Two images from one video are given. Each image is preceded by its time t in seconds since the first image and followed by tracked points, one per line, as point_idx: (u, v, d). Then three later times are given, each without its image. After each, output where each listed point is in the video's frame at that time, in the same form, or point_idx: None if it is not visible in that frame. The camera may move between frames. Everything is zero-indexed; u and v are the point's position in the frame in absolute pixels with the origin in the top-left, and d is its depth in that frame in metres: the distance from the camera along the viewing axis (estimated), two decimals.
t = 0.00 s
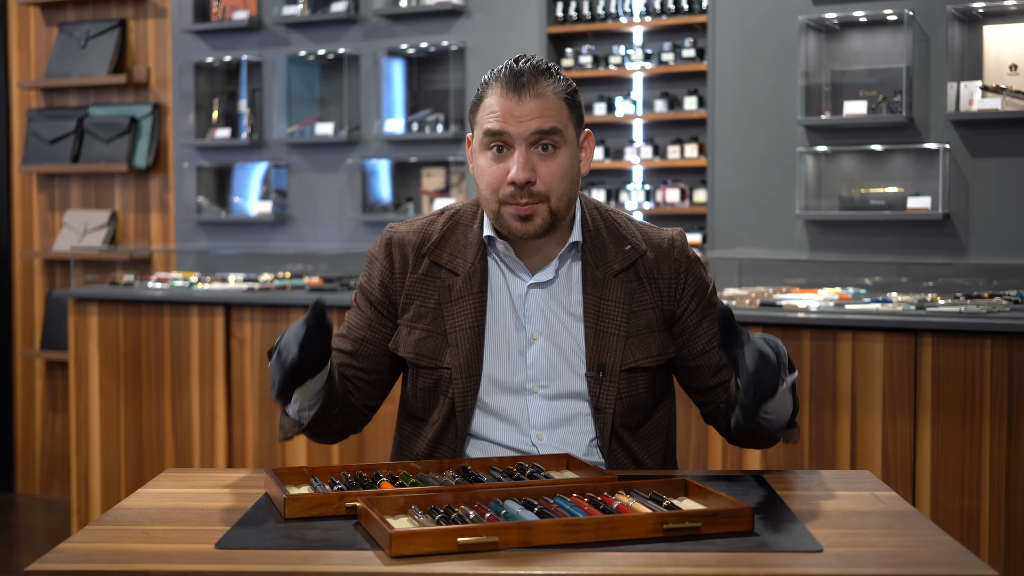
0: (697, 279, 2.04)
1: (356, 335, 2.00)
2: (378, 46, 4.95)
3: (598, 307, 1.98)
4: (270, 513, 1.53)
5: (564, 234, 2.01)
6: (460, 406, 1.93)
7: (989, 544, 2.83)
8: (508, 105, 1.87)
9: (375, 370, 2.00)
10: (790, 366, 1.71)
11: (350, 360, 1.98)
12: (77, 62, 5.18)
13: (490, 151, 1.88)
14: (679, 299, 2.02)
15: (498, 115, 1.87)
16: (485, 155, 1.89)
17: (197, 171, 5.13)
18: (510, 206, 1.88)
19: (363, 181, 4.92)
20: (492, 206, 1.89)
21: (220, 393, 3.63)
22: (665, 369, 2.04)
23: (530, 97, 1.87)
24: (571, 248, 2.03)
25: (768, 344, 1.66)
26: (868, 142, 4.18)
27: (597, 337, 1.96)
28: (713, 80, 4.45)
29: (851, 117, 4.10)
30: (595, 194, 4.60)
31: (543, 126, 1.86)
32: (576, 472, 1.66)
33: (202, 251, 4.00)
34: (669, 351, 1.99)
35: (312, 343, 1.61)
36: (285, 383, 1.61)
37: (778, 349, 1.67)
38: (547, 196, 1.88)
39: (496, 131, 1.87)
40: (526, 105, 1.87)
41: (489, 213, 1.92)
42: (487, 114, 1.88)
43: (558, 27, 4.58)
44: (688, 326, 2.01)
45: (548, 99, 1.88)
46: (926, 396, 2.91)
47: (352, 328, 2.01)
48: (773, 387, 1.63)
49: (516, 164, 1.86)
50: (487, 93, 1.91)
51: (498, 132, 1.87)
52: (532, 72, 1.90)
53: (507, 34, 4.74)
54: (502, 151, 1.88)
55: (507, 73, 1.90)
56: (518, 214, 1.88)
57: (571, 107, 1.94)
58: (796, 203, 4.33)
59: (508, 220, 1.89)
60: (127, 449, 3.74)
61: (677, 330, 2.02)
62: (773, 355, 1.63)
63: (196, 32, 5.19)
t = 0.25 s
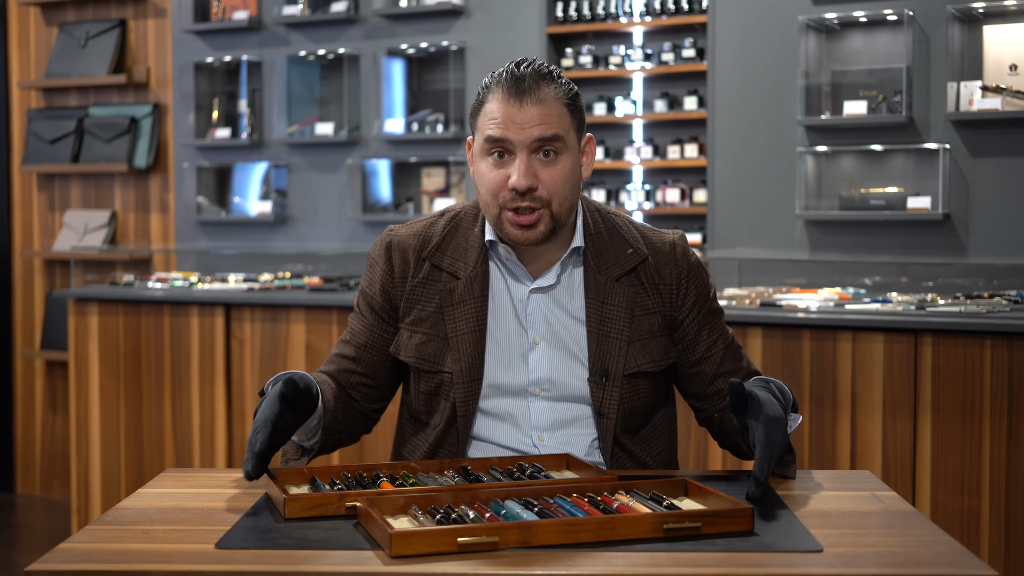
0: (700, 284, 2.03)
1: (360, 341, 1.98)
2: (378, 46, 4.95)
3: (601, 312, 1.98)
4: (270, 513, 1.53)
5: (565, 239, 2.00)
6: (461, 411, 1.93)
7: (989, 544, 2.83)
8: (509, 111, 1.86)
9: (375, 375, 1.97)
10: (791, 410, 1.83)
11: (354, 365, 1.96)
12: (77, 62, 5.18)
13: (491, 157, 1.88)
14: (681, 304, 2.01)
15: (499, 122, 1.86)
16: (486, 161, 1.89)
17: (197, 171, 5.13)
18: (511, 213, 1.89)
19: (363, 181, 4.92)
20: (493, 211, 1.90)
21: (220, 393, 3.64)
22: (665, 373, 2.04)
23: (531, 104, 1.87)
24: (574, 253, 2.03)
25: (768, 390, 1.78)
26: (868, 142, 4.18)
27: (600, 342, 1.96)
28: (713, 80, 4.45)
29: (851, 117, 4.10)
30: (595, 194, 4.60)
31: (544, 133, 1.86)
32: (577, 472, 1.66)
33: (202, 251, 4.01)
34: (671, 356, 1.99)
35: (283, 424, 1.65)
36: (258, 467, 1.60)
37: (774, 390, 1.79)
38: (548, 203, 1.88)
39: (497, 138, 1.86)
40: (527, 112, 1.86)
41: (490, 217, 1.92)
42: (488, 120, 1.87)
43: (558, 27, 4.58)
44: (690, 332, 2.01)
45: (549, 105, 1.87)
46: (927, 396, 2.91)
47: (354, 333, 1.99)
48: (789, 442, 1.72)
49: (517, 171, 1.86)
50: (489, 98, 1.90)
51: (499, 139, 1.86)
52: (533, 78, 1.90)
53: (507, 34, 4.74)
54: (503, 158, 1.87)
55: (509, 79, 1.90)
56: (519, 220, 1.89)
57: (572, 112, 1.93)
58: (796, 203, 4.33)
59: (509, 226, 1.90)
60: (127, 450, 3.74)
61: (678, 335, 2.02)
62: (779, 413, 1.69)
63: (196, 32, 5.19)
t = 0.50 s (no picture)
0: (700, 284, 2.03)
1: (358, 341, 1.98)
2: (378, 46, 4.95)
3: (601, 312, 1.98)
4: (270, 513, 1.53)
5: (566, 239, 2.00)
6: (460, 411, 1.93)
7: (989, 544, 2.83)
8: (512, 108, 1.86)
9: (375, 376, 1.97)
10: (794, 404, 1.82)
11: (353, 365, 1.95)
12: (77, 62, 5.17)
13: (494, 154, 1.88)
14: (681, 305, 2.01)
15: (501, 120, 1.86)
16: (488, 158, 1.89)
17: (197, 171, 5.13)
18: (514, 210, 1.90)
19: (363, 181, 4.93)
20: (496, 209, 1.90)
21: (220, 393, 3.64)
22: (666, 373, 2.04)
23: (534, 101, 1.86)
24: (575, 252, 2.03)
25: (769, 383, 1.78)
26: (868, 142, 4.18)
27: (600, 343, 1.96)
28: (713, 80, 4.45)
29: (851, 117, 4.10)
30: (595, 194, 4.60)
31: (547, 130, 1.85)
32: (577, 472, 1.66)
33: (202, 250, 4.01)
34: (672, 357, 1.98)
35: (276, 431, 1.66)
36: (250, 475, 1.63)
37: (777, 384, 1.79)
38: (551, 201, 1.89)
39: (499, 135, 1.86)
40: (530, 110, 1.86)
41: (493, 215, 1.93)
42: (490, 118, 1.87)
43: (558, 27, 4.58)
44: (690, 332, 2.01)
45: (552, 102, 1.87)
46: (926, 396, 2.91)
47: (354, 334, 2.00)
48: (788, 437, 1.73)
49: (520, 169, 1.86)
50: (491, 96, 1.90)
51: (502, 136, 1.86)
52: (536, 75, 1.89)
53: (507, 34, 4.74)
54: (506, 155, 1.88)
55: (511, 76, 1.89)
56: (521, 218, 1.89)
57: (575, 109, 1.93)
58: (796, 203, 4.33)
59: (512, 223, 1.90)
60: (127, 450, 3.75)
61: (678, 336, 2.02)
62: (777, 404, 1.70)
63: (196, 32, 5.19)
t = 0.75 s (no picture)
0: (698, 282, 2.03)
1: (356, 339, 1.98)
2: (378, 46, 4.95)
3: (599, 311, 1.98)
4: (270, 513, 1.52)
5: (565, 236, 2.00)
6: (459, 409, 1.93)
7: (989, 544, 2.83)
8: (511, 106, 1.86)
9: (373, 372, 1.98)
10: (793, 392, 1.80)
11: (351, 362, 1.96)
12: (77, 62, 5.17)
13: (493, 152, 1.88)
14: (679, 304, 2.01)
15: (500, 117, 1.86)
16: (487, 156, 1.89)
17: (197, 171, 5.13)
18: (513, 207, 1.89)
19: (363, 181, 4.93)
20: (495, 207, 1.90)
21: (220, 393, 3.64)
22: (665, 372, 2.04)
23: (532, 99, 1.87)
24: (573, 250, 2.03)
25: (766, 371, 1.76)
26: (868, 142, 4.18)
27: (598, 342, 1.96)
28: (713, 80, 4.45)
29: (851, 117, 4.10)
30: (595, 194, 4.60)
31: (545, 128, 1.86)
32: (577, 472, 1.66)
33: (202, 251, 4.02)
34: (670, 355, 1.99)
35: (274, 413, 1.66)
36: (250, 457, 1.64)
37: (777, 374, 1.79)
38: (549, 198, 1.88)
39: (498, 133, 1.86)
40: (529, 107, 1.86)
41: (491, 214, 1.92)
42: (489, 115, 1.87)
43: (558, 27, 4.58)
44: (689, 331, 2.01)
45: (550, 100, 1.88)
46: (926, 396, 2.91)
47: (352, 331, 2.00)
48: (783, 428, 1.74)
49: (519, 166, 1.86)
50: (490, 94, 1.90)
51: (501, 134, 1.86)
52: (534, 73, 1.89)
53: (507, 34, 4.74)
54: (505, 153, 1.87)
55: (510, 74, 1.90)
56: (520, 215, 1.89)
57: (573, 108, 1.93)
58: (796, 203, 4.33)
59: (510, 221, 1.90)
60: (127, 450, 3.75)
61: (676, 335, 2.02)
62: (772, 388, 1.71)
63: (196, 32, 5.19)
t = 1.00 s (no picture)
0: (697, 283, 2.03)
1: (356, 342, 1.98)
2: (378, 46, 4.95)
3: (598, 312, 1.98)
4: (270, 513, 1.52)
5: (563, 238, 2.01)
6: (460, 412, 1.93)
7: (989, 544, 2.83)
8: (509, 110, 1.86)
9: (374, 377, 1.97)
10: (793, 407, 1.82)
11: (351, 366, 1.95)
12: (77, 62, 5.17)
13: (491, 156, 1.88)
14: (678, 304, 2.01)
15: (498, 121, 1.86)
16: (485, 160, 1.89)
17: (197, 171, 5.13)
18: (511, 211, 1.89)
19: (363, 181, 4.93)
20: (494, 211, 1.90)
21: (221, 393, 3.64)
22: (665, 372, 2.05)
23: (530, 102, 1.86)
24: (571, 252, 2.03)
25: (767, 388, 1.79)
26: (868, 142, 4.18)
27: (597, 343, 1.96)
28: (713, 81, 4.45)
29: (851, 117, 4.10)
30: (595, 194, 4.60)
31: (544, 132, 1.85)
32: (576, 472, 1.66)
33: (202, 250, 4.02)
34: (669, 356, 1.99)
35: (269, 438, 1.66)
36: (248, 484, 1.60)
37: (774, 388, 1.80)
38: (548, 202, 1.89)
39: (497, 136, 1.86)
40: (527, 111, 1.86)
41: (491, 217, 1.93)
42: (487, 119, 1.87)
43: (558, 27, 4.58)
44: (688, 332, 2.01)
45: (548, 103, 1.87)
46: (926, 396, 2.91)
47: (352, 335, 2.00)
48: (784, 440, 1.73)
49: (518, 170, 1.86)
50: (488, 97, 1.90)
51: (499, 138, 1.86)
52: (532, 76, 1.89)
53: (507, 34, 4.74)
54: (503, 156, 1.87)
55: (508, 77, 1.89)
56: (519, 219, 1.89)
57: (571, 110, 1.93)
58: (796, 203, 4.33)
59: (509, 225, 1.90)
60: (127, 450, 3.75)
61: (676, 336, 2.02)
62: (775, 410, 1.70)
63: (196, 32, 5.19)
